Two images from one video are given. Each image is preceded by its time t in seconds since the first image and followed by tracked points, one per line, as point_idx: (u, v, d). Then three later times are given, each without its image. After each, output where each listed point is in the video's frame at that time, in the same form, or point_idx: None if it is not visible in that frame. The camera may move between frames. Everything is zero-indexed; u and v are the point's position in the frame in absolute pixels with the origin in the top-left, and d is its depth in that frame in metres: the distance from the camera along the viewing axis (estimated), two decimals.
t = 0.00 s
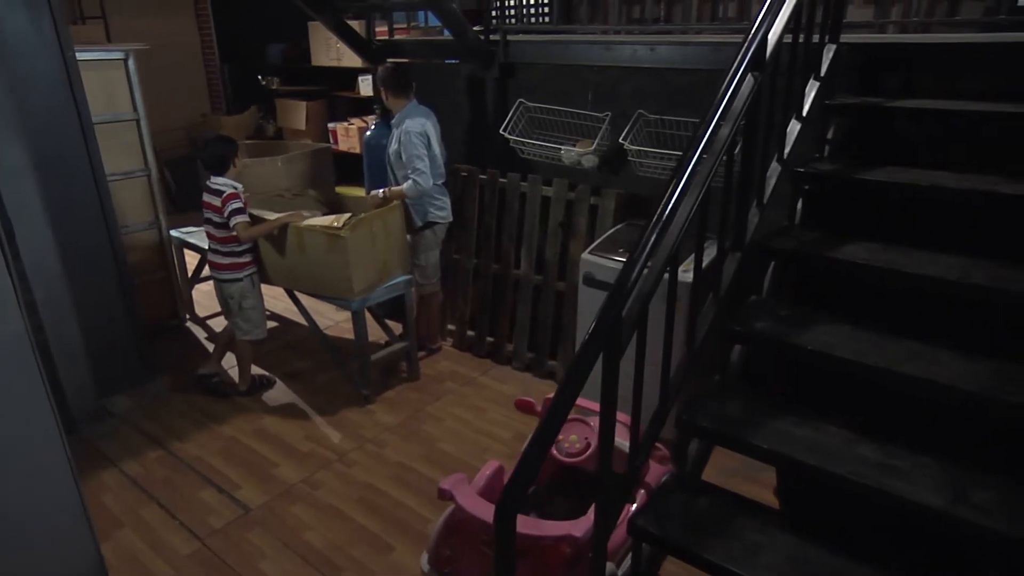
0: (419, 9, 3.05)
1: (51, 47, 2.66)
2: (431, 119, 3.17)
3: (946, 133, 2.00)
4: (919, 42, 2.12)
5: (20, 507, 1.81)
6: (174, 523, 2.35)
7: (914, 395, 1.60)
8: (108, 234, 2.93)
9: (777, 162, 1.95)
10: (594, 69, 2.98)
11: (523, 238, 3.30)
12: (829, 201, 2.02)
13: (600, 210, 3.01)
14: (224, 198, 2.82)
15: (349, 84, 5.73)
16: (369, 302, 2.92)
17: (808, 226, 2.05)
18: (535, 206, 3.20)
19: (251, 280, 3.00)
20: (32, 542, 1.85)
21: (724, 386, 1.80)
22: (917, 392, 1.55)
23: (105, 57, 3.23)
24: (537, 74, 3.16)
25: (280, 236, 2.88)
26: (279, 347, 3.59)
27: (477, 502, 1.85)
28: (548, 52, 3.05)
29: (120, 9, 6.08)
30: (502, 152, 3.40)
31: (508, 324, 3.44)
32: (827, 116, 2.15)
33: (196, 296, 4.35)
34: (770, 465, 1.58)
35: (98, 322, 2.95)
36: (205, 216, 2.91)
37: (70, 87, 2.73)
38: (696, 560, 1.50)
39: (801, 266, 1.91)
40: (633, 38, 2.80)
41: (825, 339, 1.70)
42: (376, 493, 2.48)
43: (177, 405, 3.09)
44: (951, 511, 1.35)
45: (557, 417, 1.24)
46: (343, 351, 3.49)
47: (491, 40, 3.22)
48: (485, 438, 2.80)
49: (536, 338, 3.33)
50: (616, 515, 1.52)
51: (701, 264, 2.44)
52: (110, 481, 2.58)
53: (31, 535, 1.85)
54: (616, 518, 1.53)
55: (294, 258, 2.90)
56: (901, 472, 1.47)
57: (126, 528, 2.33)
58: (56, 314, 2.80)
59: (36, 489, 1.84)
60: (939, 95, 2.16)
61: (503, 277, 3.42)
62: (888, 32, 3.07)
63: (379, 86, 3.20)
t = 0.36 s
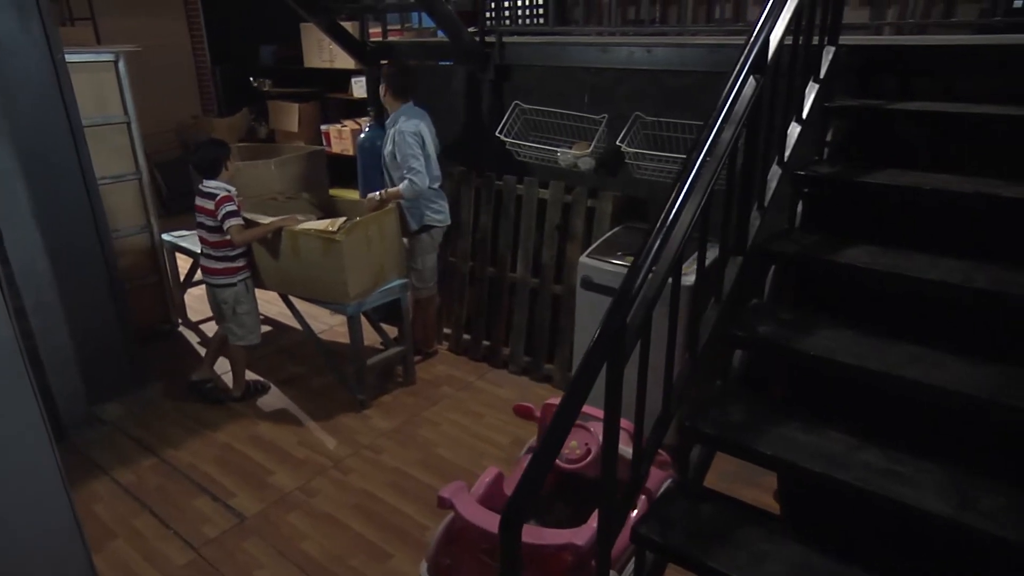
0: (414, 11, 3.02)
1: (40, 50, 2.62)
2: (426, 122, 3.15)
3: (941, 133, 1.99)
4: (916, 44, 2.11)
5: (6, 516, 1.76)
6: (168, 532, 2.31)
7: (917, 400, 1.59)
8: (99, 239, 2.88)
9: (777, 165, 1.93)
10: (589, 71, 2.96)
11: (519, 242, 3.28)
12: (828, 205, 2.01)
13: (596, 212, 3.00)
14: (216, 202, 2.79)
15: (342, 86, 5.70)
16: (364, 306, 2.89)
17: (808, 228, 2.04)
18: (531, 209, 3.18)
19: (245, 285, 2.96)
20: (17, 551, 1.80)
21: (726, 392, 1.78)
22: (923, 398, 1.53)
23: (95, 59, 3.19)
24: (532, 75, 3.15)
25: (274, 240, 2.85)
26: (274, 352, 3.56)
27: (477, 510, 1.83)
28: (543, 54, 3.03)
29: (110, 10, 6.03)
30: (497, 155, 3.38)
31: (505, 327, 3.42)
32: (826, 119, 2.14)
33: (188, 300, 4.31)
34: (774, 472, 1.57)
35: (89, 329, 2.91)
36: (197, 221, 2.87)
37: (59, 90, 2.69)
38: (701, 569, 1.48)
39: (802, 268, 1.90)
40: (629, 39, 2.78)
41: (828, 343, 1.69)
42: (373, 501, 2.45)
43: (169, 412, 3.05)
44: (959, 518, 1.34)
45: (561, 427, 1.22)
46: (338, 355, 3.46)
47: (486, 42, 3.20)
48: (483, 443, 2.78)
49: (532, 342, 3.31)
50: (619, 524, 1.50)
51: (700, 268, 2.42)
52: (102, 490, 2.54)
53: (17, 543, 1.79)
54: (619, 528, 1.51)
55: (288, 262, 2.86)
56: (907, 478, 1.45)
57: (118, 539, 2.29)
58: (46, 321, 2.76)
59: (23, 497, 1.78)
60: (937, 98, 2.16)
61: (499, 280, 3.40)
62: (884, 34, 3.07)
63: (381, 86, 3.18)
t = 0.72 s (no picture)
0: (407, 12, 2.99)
1: (28, 52, 2.58)
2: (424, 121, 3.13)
3: (940, 134, 1.99)
4: (914, 45, 2.10)
5: None
6: (161, 542, 2.28)
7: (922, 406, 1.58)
8: (89, 244, 2.84)
9: (778, 169, 1.92)
10: (586, 73, 2.94)
11: (515, 245, 3.26)
12: (829, 208, 2.00)
13: (593, 215, 2.98)
14: (206, 206, 2.75)
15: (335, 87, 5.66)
16: (360, 311, 2.86)
17: (808, 231, 2.03)
18: (528, 212, 3.16)
19: (236, 289, 2.92)
20: (10, 559, 1.76)
21: (729, 397, 1.76)
22: (928, 403, 1.52)
23: (85, 61, 3.14)
24: (528, 77, 3.12)
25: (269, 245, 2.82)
26: (268, 357, 3.52)
27: (478, 518, 1.80)
28: (539, 56, 3.00)
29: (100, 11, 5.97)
30: (493, 157, 3.36)
31: (501, 331, 3.40)
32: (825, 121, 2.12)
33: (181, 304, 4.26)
34: (778, 479, 1.55)
35: (80, 335, 2.87)
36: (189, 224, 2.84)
37: (48, 92, 2.65)
38: None
39: (802, 271, 1.88)
40: (626, 41, 2.76)
41: (832, 348, 1.67)
42: (370, 508, 2.42)
43: (161, 418, 3.01)
44: (968, 525, 1.32)
45: (566, 438, 1.20)
46: (333, 359, 3.43)
47: (482, 43, 3.17)
48: (480, 448, 2.75)
49: (529, 345, 3.29)
50: (623, 533, 1.48)
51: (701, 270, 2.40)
52: (94, 499, 2.50)
53: (9, 551, 1.75)
54: (624, 536, 1.49)
55: (283, 266, 2.83)
56: (913, 485, 1.44)
57: (111, 549, 2.25)
58: (36, 328, 2.71)
59: (9, 507, 1.74)
60: (936, 100, 2.15)
61: (495, 283, 3.37)
62: (880, 35, 3.06)
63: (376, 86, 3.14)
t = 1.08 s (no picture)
0: (402, 12, 2.96)
1: (17, 54, 2.53)
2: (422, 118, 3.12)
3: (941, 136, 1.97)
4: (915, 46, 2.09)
5: None
6: (155, 552, 2.24)
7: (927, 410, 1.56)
8: (80, 248, 2.80)
9: (779, 171, 1.90)
10: (583, 74, 2.92)
11: (512, 247, 3.24)
12: (830, 210, 1.98)
13: (591, 217, 2.96)
14: (190, 207, 2.73)
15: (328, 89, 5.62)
16: (355, 315, 2.84)
17: (809, 233, 2.02)
18: (525, 214, 3.14)
19: (222, 290, 2.90)
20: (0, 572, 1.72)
21: (732, 402, 1.74)
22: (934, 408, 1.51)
23: (74, 63, 3.10)
24: (525, 78, 3.10)
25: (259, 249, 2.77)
26: (262, 361, 3.48)
27: (478, 526, 1.78)
28: (536, 57, 2.98)
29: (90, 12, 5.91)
30: (489, 159, 3.33)
31: (498, 334, 3.37)
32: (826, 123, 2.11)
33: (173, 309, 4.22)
34: (784, 485, 1.53)
35: (71, 340, 2.83)
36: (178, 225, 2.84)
37: (37, 95, 2.60)
38: None
39: (804, 274, 1.87)
40: (624, 42, 2.74)
41: (836, 353, 1.66)
42: (368, 514, 2.39)
43: (154, 425, 2.96)
44: (977, 532, 1.31)
45: (571, 447, 1.18)
46: (328, 364, 3.39)
47: (477, 44, 3.14)
48: (478, 453, 2.72)
49: (526, 348, 3.26)
50: (628, 543, 1.46)
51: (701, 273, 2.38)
52: (86, 508, 2.45)
53: None
54: (629, 545, 1.47)
55: (277, 269, 2.79)
56: (920, 491, 1.42)
57: (104, 560, 2.21)
58: (25, 334, 2.67)
59: None
60: (937, 100, 2.14)
61: (492, 286, 3.35)
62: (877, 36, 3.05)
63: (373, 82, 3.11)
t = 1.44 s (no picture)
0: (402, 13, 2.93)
1: (12, 56, 2.49)
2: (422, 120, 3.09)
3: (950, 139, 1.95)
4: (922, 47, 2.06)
5: None
6: (153, 560, 2.21)
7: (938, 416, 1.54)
8: (76, 252, 2.77)
9: (787, 174, 1.88)
10: (584, 75, 2.90)
11: (512, 249, 3.21)
12: (837, 213, 1.96)
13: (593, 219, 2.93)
14: (178, 208, 2.74)
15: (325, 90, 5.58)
16: (355, 318, 2.81)
17: (816, 235, 2.00)
18: (526, 216, 3.11)
19: (211, 290, 2.90)
20: None
21: (740, 408, 1.72)
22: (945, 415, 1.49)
23: (69, 64, 3.06)
24: (525, 79, 3.07)
25: (254, 252, 2.71)
26: (260, 365, 3.45)
27: (484, 534, 1.75)
28: (537, 57, 2.95)
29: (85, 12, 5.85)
30: (489, 160, 3.30)
31: (499, 336, 3.35)
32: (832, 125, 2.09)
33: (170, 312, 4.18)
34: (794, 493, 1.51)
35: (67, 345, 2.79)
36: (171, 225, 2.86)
37: (32, 98, 2.57)
38: None
39: (811, 278, 1.85)
40: (627, 43, 2.71)
41: (845, 358, 1.63)
42: (369, 521, 2.36)
43: (151, 430, 2.93)
44: (992, 541, 1.29)
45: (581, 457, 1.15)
46: (327, 368, 3.36)
47: (478, 45, 3.11)
48: (480, 458, 2.70)
49: (528, 351, 3.24)
50: (637, 552, 1.43)
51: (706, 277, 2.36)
52: (83, 515, 2.42)
53: None
54: (638, 553, 1.44)
55: (276, 274, 2.76)
56: (934, 499, 1.40)
57: (101, 568, 2.18)
58: (20, 339, 2.63)
59: None
60: (943, 102, 2.12)
61: (492, 288, 3.32)
62: (880, 37, 3.03)
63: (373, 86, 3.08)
